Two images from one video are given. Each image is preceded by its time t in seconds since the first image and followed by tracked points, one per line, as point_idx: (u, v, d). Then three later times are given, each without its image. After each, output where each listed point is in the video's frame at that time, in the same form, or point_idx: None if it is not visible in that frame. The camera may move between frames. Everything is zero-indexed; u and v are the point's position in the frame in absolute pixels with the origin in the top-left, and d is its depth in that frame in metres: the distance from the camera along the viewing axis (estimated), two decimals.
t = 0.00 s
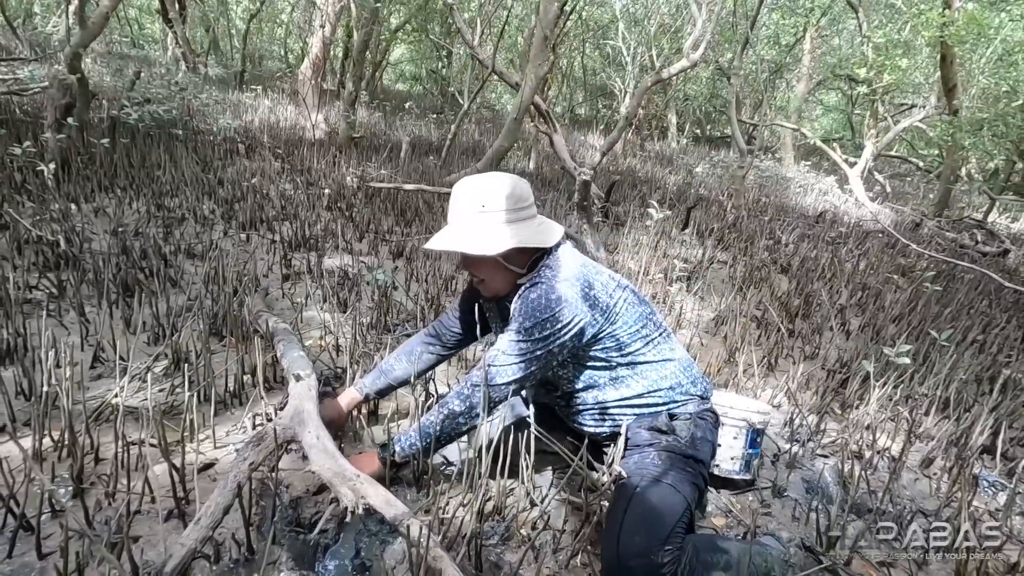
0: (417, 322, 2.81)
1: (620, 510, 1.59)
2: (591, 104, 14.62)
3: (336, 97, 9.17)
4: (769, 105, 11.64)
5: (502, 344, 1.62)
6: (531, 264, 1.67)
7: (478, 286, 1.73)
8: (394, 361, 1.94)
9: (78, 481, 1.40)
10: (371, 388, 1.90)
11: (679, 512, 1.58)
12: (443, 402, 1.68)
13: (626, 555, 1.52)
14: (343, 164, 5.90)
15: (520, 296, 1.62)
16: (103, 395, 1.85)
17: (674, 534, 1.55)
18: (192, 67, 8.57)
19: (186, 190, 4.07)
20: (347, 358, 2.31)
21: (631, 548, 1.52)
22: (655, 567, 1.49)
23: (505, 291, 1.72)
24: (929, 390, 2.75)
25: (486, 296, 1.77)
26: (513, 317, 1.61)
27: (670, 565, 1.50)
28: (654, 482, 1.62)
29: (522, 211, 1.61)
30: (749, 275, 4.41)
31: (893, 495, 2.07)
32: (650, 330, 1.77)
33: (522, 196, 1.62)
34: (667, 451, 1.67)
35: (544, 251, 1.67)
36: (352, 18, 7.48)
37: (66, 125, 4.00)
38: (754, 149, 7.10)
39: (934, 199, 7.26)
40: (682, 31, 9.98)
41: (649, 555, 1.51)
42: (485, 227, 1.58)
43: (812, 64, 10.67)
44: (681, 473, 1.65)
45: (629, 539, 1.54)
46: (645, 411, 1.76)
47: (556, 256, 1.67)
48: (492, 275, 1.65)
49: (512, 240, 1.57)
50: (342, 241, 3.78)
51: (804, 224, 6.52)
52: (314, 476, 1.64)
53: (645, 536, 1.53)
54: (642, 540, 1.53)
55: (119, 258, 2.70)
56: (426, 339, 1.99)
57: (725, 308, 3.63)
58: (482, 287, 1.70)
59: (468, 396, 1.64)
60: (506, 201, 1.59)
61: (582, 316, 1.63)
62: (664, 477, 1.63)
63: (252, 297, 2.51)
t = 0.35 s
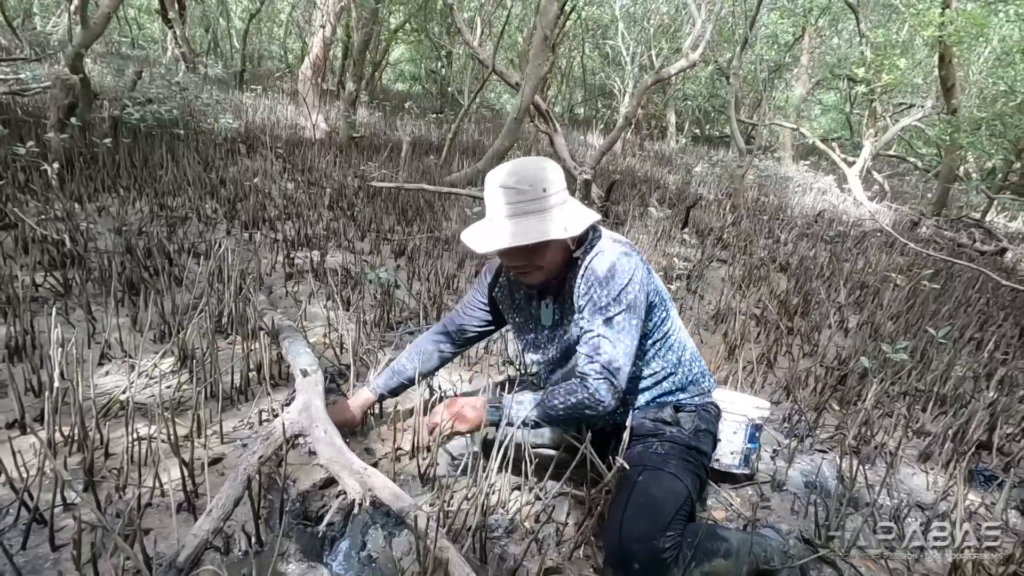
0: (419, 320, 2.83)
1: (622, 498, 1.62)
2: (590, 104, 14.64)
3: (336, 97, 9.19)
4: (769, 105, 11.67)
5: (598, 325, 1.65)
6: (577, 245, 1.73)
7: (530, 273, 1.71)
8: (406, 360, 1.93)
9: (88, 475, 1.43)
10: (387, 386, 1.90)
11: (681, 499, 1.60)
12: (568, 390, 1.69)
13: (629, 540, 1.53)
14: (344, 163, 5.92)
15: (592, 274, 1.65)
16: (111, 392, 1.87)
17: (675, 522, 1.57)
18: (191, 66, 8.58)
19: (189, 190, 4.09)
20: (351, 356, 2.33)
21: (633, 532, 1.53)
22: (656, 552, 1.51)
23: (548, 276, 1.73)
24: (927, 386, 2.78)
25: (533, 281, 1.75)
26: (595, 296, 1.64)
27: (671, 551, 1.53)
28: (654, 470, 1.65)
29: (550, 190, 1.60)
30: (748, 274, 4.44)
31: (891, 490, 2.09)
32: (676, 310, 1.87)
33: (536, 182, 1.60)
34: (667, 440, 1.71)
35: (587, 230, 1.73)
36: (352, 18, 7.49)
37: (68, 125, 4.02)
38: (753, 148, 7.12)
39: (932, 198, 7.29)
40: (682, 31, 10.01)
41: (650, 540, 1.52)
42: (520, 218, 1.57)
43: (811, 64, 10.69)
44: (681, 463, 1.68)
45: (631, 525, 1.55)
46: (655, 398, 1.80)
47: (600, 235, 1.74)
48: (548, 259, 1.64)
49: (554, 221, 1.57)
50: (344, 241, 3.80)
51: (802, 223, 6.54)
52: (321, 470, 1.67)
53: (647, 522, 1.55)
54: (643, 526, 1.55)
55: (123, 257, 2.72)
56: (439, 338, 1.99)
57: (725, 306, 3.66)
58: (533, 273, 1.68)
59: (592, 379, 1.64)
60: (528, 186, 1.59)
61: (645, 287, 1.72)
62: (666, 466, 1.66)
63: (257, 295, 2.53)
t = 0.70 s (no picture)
0: (418, 321, 2.86)
1: (625, 495, 1.65)
2: (588, 104, 14.67)
3: (335, 97, 9.21)
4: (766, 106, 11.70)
5: (637, 336, 1.61)
6: (602, 245, 1.70)
7: (554, 266, 1.66)
8: (494, 346, 2.08)
9: (91, 475, 1.45)
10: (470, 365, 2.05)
11: (681, 497, 1.63)
12: (620, 404, 1.63)
13: (631, 536, 1.56)
14: (343, 164, 5.94)
15: (628, 281, 1.62)
16: (112, 394, 1.90)
17: (677, 519, 1.60)
18: (189, 66, 8.59)
19: (188, 191, 4.11)
20: (350, 357, 2.36)
21: (635, 528, 1.57)
22: (659, 547, 1.54)
23: (573, 271, 1.70)
24: (920, 386, 2.81)
25: (557, 275, 1.72)
26: (634, 304, 1.61)
27: (673, 547, 1.55)
28: (655, 468, 1.68)
29: (565, 181, 1.55)
30: (744, 274, 4.47)
31: (882, 488, 2.12)
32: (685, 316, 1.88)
33: (555, 177, 1.56)
34: (670, 441, 1.75)
35: (611, 229, 1.70)
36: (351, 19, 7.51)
37: (68, 127, 4.05)
38: (751, 148, 7.15)
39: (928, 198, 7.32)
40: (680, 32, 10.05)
41: (653, 535, 1.55)
42: (529, 212, 1.55)
43: (809, 65, 10.73)
44: (683, 462, 1.70)
45: (632, 522, 1.58)
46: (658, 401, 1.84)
47: (624, 238, 1.71)
48: (575, 254, 1.61)
49: (562, 213, 1.53)
50: (343, 242, 3.82)
51: (798, 224, 6.57)
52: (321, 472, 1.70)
53: (650, 519, 1.58)
54: (645, 522, 1.57)
55: (123, 258, 2.75)
56: (523, 327, 2.03)
57: (721, 306, 3.69)
58: (561, 266, 1.65)
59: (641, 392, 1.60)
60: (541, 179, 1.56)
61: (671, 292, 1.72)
62: (667, 464, 1.68)
63: (256, 296, 2.56)
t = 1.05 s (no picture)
0: (419, 321, 2.89)
1: (624, 491, 1.68)
2: (587, 104, 14.69)
3: (334, 98, 9.23)
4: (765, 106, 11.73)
5: (619, 347, 1.58)
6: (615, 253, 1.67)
7: (566, 269, 1.67)
8: (520, 344, 2.08)
9: (100, 474, 1.48)
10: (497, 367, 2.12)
11: (682, 495, 1.64)
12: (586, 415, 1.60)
13: (631, 531, 1.61)
14: (343, 165, 5.97)
15: (625, 292, 1.59)
16: (118, 394, 1.93)
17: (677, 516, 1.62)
18: (188, 67, 8.60)
19: (190, 192, 4.14)
20: (353, 357, 2.39)
21: (635, 523, 1.61)
22: (659, 541, 1.59)
23: (585, 275, 1.69)
24: (916, 385, 2.84)
25: (569, 278, 1.71)
26: (624, 315, 1.57)
27: (672, 541, 1.60)
28: (657, 468, 1.68)
29: (587, 186, 1.54)
30: (742, 274, 4.49)
31: (877, 487, 2.15)
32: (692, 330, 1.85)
33: (576, 183, 1.55)
34: (670, 443, 1.77)
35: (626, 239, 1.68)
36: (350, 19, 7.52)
37: (69, 128, 4.07)
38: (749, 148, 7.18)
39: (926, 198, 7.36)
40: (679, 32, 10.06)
41: (653, 530, 1.59)
42: (548, 214, 1.55)
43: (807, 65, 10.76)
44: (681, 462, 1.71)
45: (632, 519, 1.62)
46: (658, 404, 1.87)
47: (639, 250, 1.68)
48: (588, 258, 1.60)
49: (580, 219, 1.53)
50: (343, 243, 3.84)
51: (796, 224, 6.60)
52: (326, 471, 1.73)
53: (649, 515, 1.61)
54: (645, 518, 1.61)
55: (125, 259, 2.77)
56: (535, 324, 2.00)
57: (719, 306, 3.72)
58: (570, 268, 1.65)
59: (604, 406, 1.57)
60: (563, 183, 1.56)
61: (671, 310, 1.66)
62: (665, 462, 1.69)
63: (259, 298, 2.59)
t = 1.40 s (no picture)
0: (418, 318, 2.91)
1: (619, 485, 1.70)
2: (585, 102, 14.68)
3: (333, 97, 9.22)
4: (762, 104, 11.75)
5: (610, 352, 1.59)
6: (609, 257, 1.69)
7: (559, 274, 1.68)
8: (510, 348, 2.11)
9: (103, 469, 1.50)
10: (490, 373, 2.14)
11: (675, 488, 1.67)
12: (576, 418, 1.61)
13: (626, 521, 1.63)
14: (341, 164, 5.97)
15: (615, 296, 1.60)
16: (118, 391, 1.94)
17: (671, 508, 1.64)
18: (186, 66, 8.59)
19: (188, 191, 4.14)
20: (351, 354, 2.40)
21: (629, 514, 1.63)
22: (653, 531, 1.60)
23: (578, 280, 1.71)
24: (910, 381, 2.86)
25: (562, 283, 1.73)
26: (613, 318, 1.58)
27: (666, 532, 1.61)
28: (651, 463, 1.71)
29: (586, 191, 1.57)
30: (739, 272, 4.51)
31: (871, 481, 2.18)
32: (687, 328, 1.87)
33: (575, 188, 1.57)
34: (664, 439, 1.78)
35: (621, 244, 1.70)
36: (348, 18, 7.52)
37: (68, 127, 4.07)
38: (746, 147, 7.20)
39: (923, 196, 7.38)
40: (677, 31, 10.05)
41: (648, 520, 1.61)
42: (550, 218, 1.56)
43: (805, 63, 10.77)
44: (673, 456, 1.74)
45: (627, 509, 1.65)
46: (653, 401, 1.88)
47: (634, 254, 1.70)
48: (580, 265, 1.62)
49: (581, 224, 1.54)
50: (342, 241, 3.85)
51: (794, 222, 6.62)
52: (326, 465, 1.75)
53: (643, 506, 1.63)
54: (639, 508, 1.63)
55: (124, 258, 2.78)
56: (525, 325, 2.05)
57: (716, 303, 3.74)
58: (563, 274, 1.66)
59: (595, 410, 1.58)
60: (562, 188, 1.58)
61: (663, 313, 1.67)
62: (657, 457, 1.72)
63: (258, 295, 2.60)
